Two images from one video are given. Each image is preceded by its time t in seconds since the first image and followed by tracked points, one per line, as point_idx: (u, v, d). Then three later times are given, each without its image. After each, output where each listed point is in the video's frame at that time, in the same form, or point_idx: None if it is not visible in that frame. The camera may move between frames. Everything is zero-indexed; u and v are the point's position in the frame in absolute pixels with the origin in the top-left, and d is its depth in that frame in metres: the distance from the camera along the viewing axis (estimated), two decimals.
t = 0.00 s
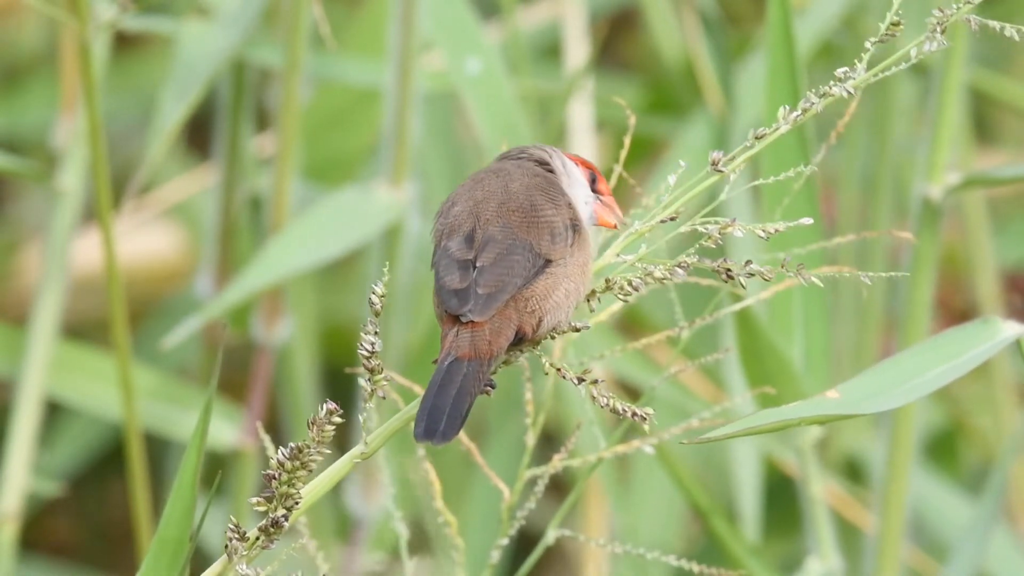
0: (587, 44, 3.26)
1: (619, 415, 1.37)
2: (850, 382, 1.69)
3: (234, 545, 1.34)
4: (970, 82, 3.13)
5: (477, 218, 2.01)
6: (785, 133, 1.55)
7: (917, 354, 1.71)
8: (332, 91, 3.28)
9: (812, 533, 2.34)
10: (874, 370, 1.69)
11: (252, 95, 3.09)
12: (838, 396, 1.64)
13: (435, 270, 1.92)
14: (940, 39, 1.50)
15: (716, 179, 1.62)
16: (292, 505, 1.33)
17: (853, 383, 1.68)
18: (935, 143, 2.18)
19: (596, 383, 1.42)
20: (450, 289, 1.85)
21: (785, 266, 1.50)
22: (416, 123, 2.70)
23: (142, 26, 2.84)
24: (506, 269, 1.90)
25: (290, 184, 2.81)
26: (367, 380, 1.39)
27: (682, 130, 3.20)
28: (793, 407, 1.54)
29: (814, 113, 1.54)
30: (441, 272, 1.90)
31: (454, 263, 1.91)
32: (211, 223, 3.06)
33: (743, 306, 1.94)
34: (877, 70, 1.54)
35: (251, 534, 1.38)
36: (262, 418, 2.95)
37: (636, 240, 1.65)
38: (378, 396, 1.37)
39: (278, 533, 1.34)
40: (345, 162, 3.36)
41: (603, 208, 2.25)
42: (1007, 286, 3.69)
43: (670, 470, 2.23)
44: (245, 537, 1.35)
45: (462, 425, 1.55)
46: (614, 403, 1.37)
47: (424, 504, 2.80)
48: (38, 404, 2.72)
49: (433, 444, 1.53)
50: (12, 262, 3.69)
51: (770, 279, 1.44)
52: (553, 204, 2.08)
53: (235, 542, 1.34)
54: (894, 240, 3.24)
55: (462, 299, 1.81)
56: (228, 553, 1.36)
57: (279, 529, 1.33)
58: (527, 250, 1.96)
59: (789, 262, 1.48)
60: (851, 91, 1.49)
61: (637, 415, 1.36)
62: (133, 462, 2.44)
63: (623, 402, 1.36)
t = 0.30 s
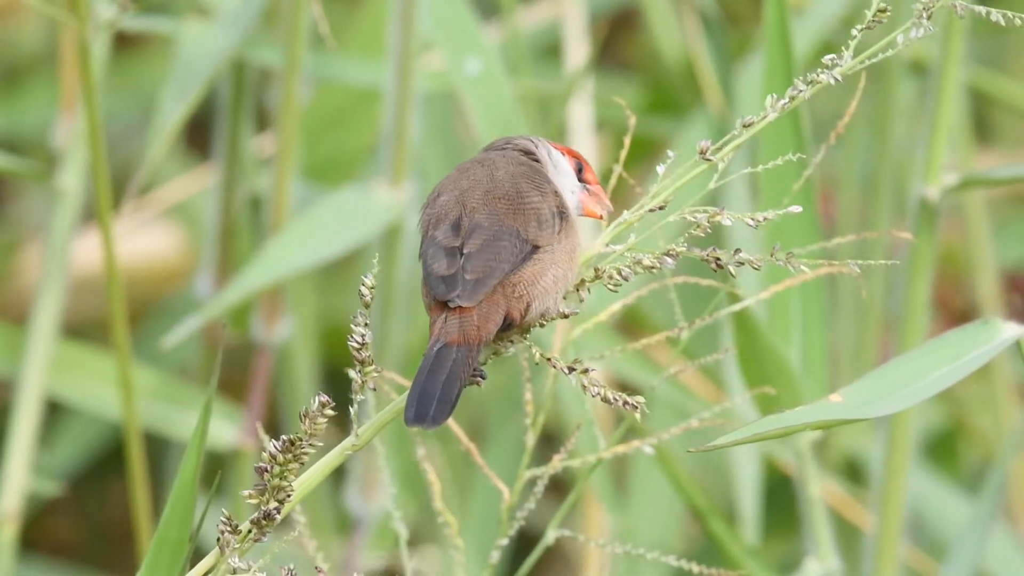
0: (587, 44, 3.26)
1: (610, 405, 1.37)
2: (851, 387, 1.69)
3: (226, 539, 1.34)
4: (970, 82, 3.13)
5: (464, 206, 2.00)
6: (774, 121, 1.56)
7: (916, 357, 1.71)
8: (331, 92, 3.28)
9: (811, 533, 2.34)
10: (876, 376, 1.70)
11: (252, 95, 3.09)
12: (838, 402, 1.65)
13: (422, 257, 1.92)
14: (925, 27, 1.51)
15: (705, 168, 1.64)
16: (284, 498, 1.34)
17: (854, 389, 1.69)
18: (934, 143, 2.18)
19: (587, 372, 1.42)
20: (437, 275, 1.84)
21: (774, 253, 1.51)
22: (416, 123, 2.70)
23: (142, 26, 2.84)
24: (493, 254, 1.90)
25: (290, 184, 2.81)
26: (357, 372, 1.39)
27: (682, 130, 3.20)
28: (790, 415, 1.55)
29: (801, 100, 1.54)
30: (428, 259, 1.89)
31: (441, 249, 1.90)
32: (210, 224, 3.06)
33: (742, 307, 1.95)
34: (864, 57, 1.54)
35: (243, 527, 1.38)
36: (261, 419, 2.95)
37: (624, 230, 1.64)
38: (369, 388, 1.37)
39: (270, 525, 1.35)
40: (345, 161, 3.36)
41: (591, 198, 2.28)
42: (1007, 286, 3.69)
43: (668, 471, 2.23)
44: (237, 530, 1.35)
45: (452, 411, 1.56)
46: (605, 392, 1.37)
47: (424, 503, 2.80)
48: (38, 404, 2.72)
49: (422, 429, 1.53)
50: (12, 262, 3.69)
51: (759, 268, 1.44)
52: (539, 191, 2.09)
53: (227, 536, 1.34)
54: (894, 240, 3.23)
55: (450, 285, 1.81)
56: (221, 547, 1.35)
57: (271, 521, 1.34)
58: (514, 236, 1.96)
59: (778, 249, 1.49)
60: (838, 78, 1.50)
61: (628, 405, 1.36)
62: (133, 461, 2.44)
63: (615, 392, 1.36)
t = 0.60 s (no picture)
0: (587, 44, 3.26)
1: (603, 397, 1.37)
2: (849, 383, 1.69)
3: (220, 534, 1.35)
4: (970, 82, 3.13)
5: (453, 197, 2.01)
6: (765, 113, 1.55)
7: (917, 353, 1.71)
8: (330, 92, 3.29)
9: (811, 533, 2.34)
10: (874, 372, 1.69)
11: (252, 95, 3.09)
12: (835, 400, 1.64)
13: (411, 246, 1.91)
14: (915, 17, 1.51)
15: (696, 159, 1.64)
16: (277, 493, 1.33)
17: (852, 385, 1.68)
18: (934, 144, 2.18)
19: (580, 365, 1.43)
20: (426, 264, 1.84)
21: (766, 245, 1.51)
22: (415, 124, 2.69)
23: (142, 26, 2.84)
24: (483, 243, 1.89)
25: (290, 184, 2.81)
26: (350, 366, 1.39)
27: (682, 130, 3.21)
28: (794, 412, 1.54)
29: (792, 92, 1.54)
30: (417, 248, 1.88)
31: (430, 238, 1.90)
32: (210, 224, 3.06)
33: (742, 308, 1.96)
34: (854, 48, 1.54)
35: (238, 523, 1.38)
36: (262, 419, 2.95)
37: (616, 222, 1.64)
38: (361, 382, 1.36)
39: (264, 521, 1.33)
40: (345, 161, 3.36)
41: (585, 187, 2.32)
42: (1007, 286, 3.69)
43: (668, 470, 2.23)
44: (232, 525, 1.36)
45: (445, 399, 1.54)
46: (598, 385, 1.37)
47: (424, 503, 2.80)
48: (38, 404, 2.72)
49: (415, 417, 1.52)
50: (12, 262, 3.69)
51: (751, 261, 1.44)
52: (528, 183, 2.11)
53: (221, 531, 1.35)
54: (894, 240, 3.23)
55: (439, 273, 1.80)
56: (215, 542, 1.36)
57: (265, 517, 1.33)
58: (504, 225, 1.96)
59: (770, 242, 1.49)
60: (828, 69, 1.50)
61: (621, 397, 1.36)
62: (133, 460, 2.44)
63: (607, 384, 1.36)
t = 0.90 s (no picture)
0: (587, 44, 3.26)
1: (598, 393, 1.37)
2: (846, 382, 1.69)
3: (216, 531, 1.35)
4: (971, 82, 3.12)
5: (448, 193, 2.01)
6: (759, 110, 1.55)
7: (915, 353, 1.71)
8: (328, 92, 3.30)
9: (812, 533, 2.34)
10: (873, 371, 1.69)
11: (252, 95, 3.09)
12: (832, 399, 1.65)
13: (406, 243, 1.91)
14: (910, 14, 1.50)
15: (691, 156, 1.63)
16: (273, 490, 1.34)
17: (849, 384, 1.68)
18: (935, 144, 2.18)
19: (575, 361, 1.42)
20: (421, 260, 1.83)
21: (761, 243, 1.50)
22: (415, 124, 2.69)
23: (142, 26, 2.84)
24: (478, 237, 1.89)
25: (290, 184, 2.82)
26: (346, 364, 1.39)
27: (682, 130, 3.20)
28: (791, 411, 1.54)
29: (786, 88, 1.54)
30: (413, 244, 1.88)
31: (425, 234, 1.90)
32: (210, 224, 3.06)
33: (742, 307, 1.95)
34: (849, 45, 1.54)
35: (235, 520, 1.38)
36: (262, 419, 2.95)
37: (612, 219, 1.64)
38: (357, 379, 1.37)
39: (259, 518, 1.34)
40: (345, 161, 3.35)
41: (581, 185, 2.35)
42: (1007, 286, 3.69)
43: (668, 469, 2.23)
44: (227, 522, 1.36)
45: (444, 396, 1.55)
46: (594, 381, 1.37)
47: (424, 504, 2.80)
48: (38, 404, 2.72)
49: (415, 416, 1.53)
50: (12, 262, 3.69)
51: (745, 257, 1.44)
52: (523, 178, 2.11)
53: (217, 528, 1.35)
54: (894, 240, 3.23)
55: (434, 268, 1.80)
56: (210, 540, 1.36)
57: (261, 514, 1.33)
58: (499, 221, 1.96)
59: (765, 239, 1.49)
60: (823, 66, 1.50)
61: (617, 394, 1.36)
62: (132, 460, 2.44)
63: (603, 381, 1.36)
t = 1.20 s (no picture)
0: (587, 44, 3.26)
1: (596, 391, 1.37)
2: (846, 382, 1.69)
3: (213, 530, 1.34)
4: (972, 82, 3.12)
5: (447, 193, 2.01)
6: (754, 106, 1.55)
7: (917, 353, 1.71)
8: (330, 92, 3.30)
9: (813, 533, 2.34)
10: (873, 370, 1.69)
11: (252, 96, 3.09)
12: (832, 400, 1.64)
13: (405, 245, 1.90)
14: (904, 9, 1.50)
15: (687, 153, 1.63)
16: (270, 489, 1.33)
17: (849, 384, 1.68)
18: (935, 144, 2.18)
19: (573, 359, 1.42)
20: (420, 263, 1.82)
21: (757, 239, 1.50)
22: (416, 125, 2.69)
23: (142, 26, 2.84)
24: (478, 241, 1.89)
25: (290, 185, 2.82)
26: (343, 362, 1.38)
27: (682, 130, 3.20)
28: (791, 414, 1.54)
29: (781, 85, 1.54)
30: (412, 246, 1.87)
31: (424, 236, 1.89)
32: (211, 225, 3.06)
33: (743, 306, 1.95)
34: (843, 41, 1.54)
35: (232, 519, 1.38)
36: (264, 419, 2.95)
37: (608, 217, 1.63)
38: (354, 378, 1.36)
39: (257, 517, 1.34)
40: (346, 161, 3.35)
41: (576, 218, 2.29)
42: (1007, 286, 3.68)
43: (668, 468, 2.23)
44: (225, 521, 1.36)
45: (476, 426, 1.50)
46: (591, 379, 1.37)
47: (424, 503, 2.80)
48: (39, 404, 2.72)
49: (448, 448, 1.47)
50: (12, 262, 3.69)
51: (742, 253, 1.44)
52: (522, 179, 2.12)
53: (214, 527, 1.34)
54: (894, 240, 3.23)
55: (434, 272, 1.80)
56: (207, 539, 1.36)
57: (258, 513, 1.33)
58: (498, 223, 1.97)
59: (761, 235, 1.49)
60: (818, 63, 1.49)
61: (614, 391, 1.36)
62: (133, 460, 2.44)
63: (601, 378, 1.35)
